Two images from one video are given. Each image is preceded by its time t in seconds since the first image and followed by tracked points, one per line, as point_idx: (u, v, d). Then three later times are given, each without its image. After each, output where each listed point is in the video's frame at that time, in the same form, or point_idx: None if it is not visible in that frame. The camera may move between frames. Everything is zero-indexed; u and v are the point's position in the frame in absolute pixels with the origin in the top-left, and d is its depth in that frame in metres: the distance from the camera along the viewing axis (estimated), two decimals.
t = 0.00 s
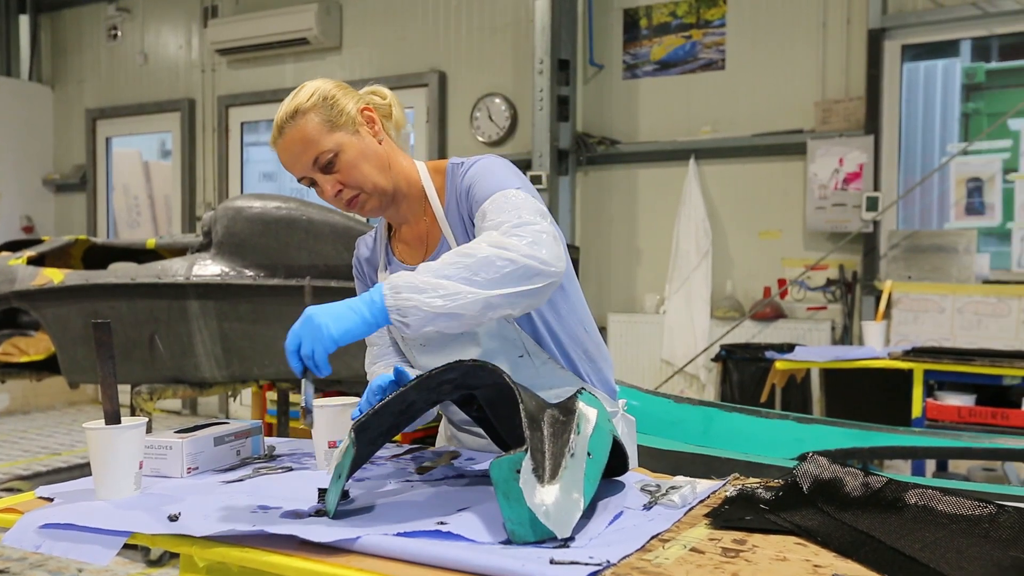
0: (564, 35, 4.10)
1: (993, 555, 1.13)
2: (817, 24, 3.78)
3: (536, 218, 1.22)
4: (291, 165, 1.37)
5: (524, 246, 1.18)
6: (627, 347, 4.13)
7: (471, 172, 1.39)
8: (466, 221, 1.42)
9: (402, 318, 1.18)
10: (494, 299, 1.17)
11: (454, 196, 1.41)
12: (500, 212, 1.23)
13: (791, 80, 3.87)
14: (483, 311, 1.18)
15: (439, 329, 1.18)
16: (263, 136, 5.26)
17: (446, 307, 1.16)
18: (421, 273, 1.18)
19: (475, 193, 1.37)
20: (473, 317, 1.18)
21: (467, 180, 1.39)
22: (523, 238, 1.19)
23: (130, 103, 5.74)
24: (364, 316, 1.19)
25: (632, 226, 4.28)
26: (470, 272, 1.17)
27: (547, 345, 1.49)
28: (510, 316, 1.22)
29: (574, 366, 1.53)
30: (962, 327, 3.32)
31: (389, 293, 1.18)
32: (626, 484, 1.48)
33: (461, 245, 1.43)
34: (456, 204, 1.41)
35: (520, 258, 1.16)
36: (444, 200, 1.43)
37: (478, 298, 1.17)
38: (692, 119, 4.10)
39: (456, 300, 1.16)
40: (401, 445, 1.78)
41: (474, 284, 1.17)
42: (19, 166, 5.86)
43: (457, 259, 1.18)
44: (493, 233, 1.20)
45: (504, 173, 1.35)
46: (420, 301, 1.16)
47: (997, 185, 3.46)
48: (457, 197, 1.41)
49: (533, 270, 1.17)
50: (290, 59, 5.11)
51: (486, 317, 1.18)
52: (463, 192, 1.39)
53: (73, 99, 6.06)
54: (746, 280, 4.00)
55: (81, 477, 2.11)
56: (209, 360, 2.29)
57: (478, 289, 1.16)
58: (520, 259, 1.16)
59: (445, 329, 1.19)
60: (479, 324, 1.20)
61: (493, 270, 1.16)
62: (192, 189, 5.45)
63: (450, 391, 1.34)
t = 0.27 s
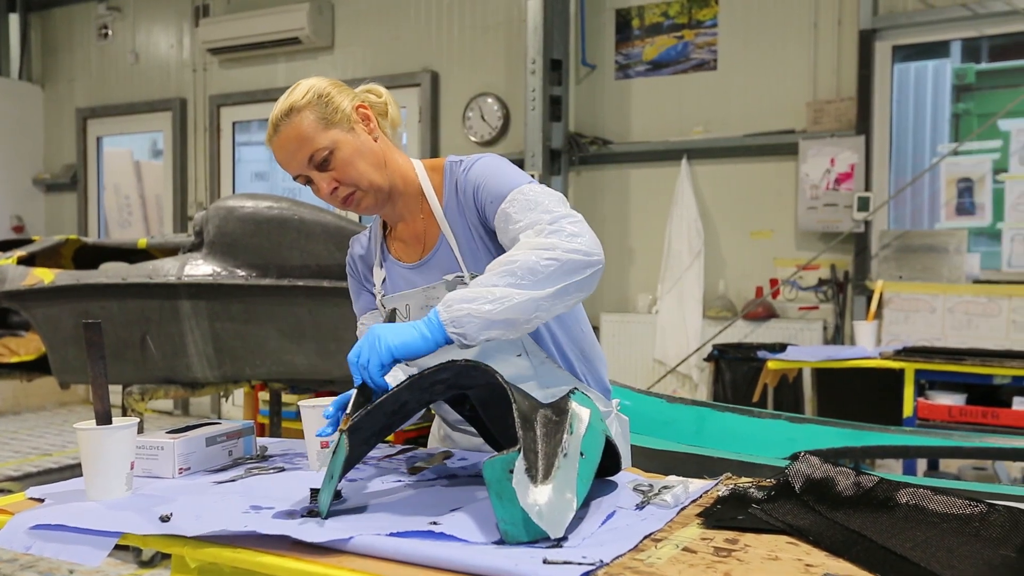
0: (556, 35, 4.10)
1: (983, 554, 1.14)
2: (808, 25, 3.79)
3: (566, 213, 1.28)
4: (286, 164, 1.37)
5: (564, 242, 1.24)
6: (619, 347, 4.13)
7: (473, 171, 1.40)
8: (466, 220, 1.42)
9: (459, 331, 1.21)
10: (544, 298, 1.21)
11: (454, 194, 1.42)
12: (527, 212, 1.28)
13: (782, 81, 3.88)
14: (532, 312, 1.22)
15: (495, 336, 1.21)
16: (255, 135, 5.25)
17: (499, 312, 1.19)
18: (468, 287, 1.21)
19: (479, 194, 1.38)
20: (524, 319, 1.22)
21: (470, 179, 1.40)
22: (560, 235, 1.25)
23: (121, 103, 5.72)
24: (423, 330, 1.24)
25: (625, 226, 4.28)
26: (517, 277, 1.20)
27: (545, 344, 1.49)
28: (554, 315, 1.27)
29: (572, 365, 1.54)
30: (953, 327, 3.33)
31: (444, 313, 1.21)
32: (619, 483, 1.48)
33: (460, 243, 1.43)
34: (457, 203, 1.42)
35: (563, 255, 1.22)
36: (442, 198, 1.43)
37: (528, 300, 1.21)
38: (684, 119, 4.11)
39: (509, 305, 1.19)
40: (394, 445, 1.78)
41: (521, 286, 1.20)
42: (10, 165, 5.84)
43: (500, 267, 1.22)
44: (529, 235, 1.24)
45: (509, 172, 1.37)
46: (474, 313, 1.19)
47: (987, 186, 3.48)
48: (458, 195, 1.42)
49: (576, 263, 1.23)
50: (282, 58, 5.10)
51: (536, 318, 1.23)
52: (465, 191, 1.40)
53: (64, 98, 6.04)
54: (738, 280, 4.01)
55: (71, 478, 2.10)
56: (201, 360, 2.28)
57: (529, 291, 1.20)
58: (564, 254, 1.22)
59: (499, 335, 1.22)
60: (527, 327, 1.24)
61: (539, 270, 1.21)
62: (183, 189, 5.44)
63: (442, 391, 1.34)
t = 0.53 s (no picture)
0: (553, 35, 4.10)
1: (981, 554, 1.14)
2: (806, 24, 3.79)
3: (572, 214, 1.28)
4: (290, 161, 1.36)
5: (568, 244, 1.24)
6: (617, 347, 4.13)
7: (477, 169, 1.41)
8: (469, 218, 1.42)
9: (459, 326, 1.22)
10: (544, 299, 1.22)
11: (458, 192, 1.43)
12: (531, 212, 1.28)
13: (780, 81, 3.88)
14: (531, 312, 1.23)
15: (494, 334, 1.22)
16: (253, 135, 5.25)
17: (498, 311, 1.20)
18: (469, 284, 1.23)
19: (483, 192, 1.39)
20: (523, 319, 1.23)
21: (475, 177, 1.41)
22: (564, 236, 1.25)
23: (119, 102, 5.71)
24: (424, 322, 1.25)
25: (623, 227, 4.29)
26: (519, 277, 1.21)
27: (547, 343, 1.50)
28: (554, 315, 1.27)
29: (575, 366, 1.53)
30: (951, 327, 3.33)
31: (445, 306, 1.23)
32: (617, 482, 1.47)
33: (463, 241, 1.43)
34: (461, 202, 1.43)
35: (566, 257, 1.22)
36: (445, 197, 1.44)
37: (528, 300, 1.21)
38: (682, 119, 4.11)
39: (510, 303, 1.20)
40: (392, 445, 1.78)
41: (523, 286, 1.21)
42: (7, 165, 5.83)
43: (502, 265, 1.22)
44: (534, 235, 1.25)
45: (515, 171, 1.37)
46: (474, 310, 1.20)
47: (984, 186, 3.48)
48: (461, 193, 1.42)
49: (578, 266, 1.23)
50: (280, 58, 5.10)
51: (536, 318, 1.23)
52: (469, 190, 1.40)
53: (61, 98, 6.03)
54: (736, 280, 4.01)
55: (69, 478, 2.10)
56: (199, 360, 2.28)
57: (529, 292, 1.20)
58: (567, 257, 1.22)
59: (497, 332, 1.23)
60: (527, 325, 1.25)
61: (541, 271, 1.21)
62: (181, 189, 5.43)
63: (441, 391, 1.35)
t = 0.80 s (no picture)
0: (553, 35, 4.10)
1: (981, 553, 1.14)
2: (806, 24, 3.79)
3: (570, 207, 1.27)
4: (292, 161, 1.36)
5: (560, 231, 1.22)
6: (617, 347, 4.13)
7: (477, 167, 1.41)
8: (469, 217, 1.42)
9: (442, 302, 1.20)
10: (531, 283, 1.19)
11: (457, 190, 1.42)
12: (527, 202, 1.27)
13: (779, 81, 3.88)
14: (516, 296, 1.20)
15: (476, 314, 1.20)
16: (252, 135, 5.25)
17: (482, 290, 1.18)
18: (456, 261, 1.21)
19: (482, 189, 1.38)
20: (508, 302, 1.20)
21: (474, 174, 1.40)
22: (558, 224, 1.23)
23: (118, 102, 5.71)
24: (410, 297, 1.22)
25: (622, 227, 4.29)
26: (507, 257, 1.19)
27: (547, 342, 1.49)
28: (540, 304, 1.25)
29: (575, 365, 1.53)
30: (951, 327, 3.33)
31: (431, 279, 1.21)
32: (617, 482, 1.47)
33: (462, 239, 1.43)
34: (460, 199, 1.42)
35: (557, 243, 1.21)
36: (446, 197, 1.43)
37: (513, 282, 1.19)
38: (681, 119, 4.11)
39: (495, 282, 1.18)
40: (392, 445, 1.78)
41: (510, 268, 1.19)
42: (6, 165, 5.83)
43: (491, 246, 1.21)
44: (527, 221, 1.24)
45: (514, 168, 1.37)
46: (459, 285, 1.18)
47: (983, 186, 3.48)
48: (461, 191, 1.42)
49: (569, 253, 1.21)
50: (279, 58, 5.10)
51: (520, 303, 1.21)
52: (469, 188, 1.40)
53: (60, 98, 6.02)
54: (736, 280, 4.01)
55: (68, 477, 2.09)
56: (198, 361, 2.28)
57: (516, 273, 1.18)
58: (558, 243, 1.21)
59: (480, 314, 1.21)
60: (511, 310, 1.22)
61: (530, 254, 1.19)
62: (181, 189, 5.43)
63: (440, 391, 1.35)
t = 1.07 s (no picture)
0: (552, 35, 4.10)
1: (978, 553, 1.14)
2: (804, 24, 3.79)
3: (512, 212, 1.23)
4: (289, 164, 1.35)
5: (492, 240, 1.19)
6: (615, 347, 4.13)
7: (469, 170, 1.40)
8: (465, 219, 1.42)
9: (373, 318, 1.20)
10: (459, 293, 1.18)
11: (453, 191, 1.42)
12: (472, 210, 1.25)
13: (778, 81, 3.88)
14: (446, 306, 1.19)
15: (407, 327, 1.19)
16: (250, 135, 5.25)
17: (410, 303, 1.17)
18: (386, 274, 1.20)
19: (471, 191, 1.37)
20: (438, 313, 1.20)
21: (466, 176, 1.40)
22: (493, 233, 1.20)
23: (117, 102, 5.71)
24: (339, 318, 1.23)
25: (621, 227, 4.29)
26: (436, 269, 1.18)
27: (545, 344, 1.48)
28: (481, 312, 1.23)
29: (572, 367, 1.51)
30: (949, 327, 3.33)
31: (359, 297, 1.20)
32: (615, 483, 1.47)
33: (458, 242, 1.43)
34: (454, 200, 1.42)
35: (486, 253, 1.18)
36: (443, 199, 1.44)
37: (443, 293, 1.18)
38: (680, 119, 4.11)
39: (420, 295, 1.17)
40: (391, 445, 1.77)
41: (438, 280, 1.18)
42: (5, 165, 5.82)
43: (422, 258, 1.20)
44: (465, 230, 1.22)
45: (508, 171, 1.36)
46: (385, 299, 1.18)
47: (982, 185, 3.48)
48: (457, 193, 1.42)
49: (500, 263, 1.18)
50: (278, 58, 5.10)
51: (451, 313, 1.20)
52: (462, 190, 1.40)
53: (59, 98, 6.02)
54: (734, 280, 4.01)
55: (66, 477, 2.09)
56: (196, 360, 2.28)
57: (444, 285, 1.17)
58: (486, 253, 1.17)
59: (412, 326, 1.20)
60: (444, 321, 1.21)
61: (460, 265, 1.18)
62: (179, 189, 5.43)
63: (439, 391, 1.35)
